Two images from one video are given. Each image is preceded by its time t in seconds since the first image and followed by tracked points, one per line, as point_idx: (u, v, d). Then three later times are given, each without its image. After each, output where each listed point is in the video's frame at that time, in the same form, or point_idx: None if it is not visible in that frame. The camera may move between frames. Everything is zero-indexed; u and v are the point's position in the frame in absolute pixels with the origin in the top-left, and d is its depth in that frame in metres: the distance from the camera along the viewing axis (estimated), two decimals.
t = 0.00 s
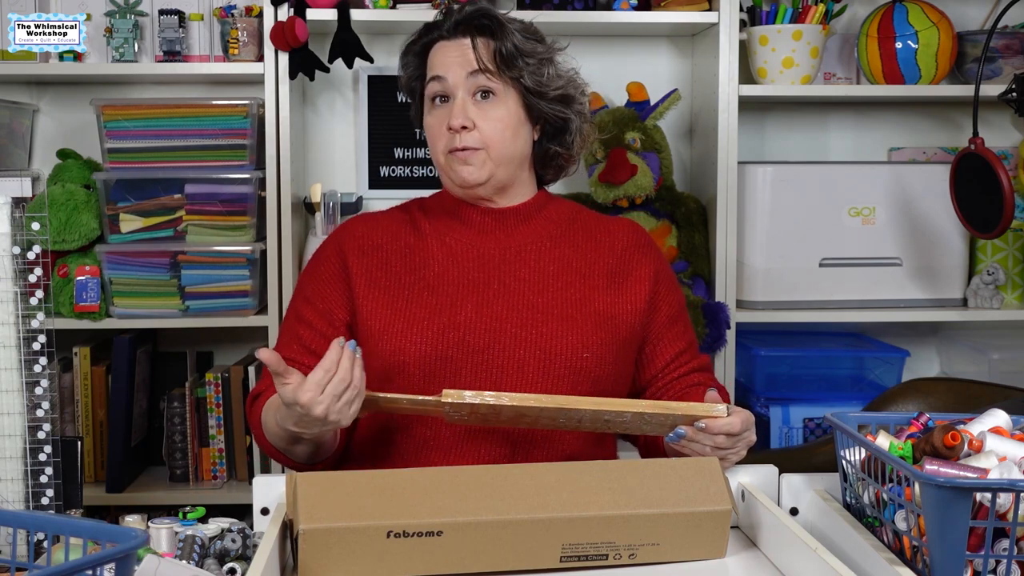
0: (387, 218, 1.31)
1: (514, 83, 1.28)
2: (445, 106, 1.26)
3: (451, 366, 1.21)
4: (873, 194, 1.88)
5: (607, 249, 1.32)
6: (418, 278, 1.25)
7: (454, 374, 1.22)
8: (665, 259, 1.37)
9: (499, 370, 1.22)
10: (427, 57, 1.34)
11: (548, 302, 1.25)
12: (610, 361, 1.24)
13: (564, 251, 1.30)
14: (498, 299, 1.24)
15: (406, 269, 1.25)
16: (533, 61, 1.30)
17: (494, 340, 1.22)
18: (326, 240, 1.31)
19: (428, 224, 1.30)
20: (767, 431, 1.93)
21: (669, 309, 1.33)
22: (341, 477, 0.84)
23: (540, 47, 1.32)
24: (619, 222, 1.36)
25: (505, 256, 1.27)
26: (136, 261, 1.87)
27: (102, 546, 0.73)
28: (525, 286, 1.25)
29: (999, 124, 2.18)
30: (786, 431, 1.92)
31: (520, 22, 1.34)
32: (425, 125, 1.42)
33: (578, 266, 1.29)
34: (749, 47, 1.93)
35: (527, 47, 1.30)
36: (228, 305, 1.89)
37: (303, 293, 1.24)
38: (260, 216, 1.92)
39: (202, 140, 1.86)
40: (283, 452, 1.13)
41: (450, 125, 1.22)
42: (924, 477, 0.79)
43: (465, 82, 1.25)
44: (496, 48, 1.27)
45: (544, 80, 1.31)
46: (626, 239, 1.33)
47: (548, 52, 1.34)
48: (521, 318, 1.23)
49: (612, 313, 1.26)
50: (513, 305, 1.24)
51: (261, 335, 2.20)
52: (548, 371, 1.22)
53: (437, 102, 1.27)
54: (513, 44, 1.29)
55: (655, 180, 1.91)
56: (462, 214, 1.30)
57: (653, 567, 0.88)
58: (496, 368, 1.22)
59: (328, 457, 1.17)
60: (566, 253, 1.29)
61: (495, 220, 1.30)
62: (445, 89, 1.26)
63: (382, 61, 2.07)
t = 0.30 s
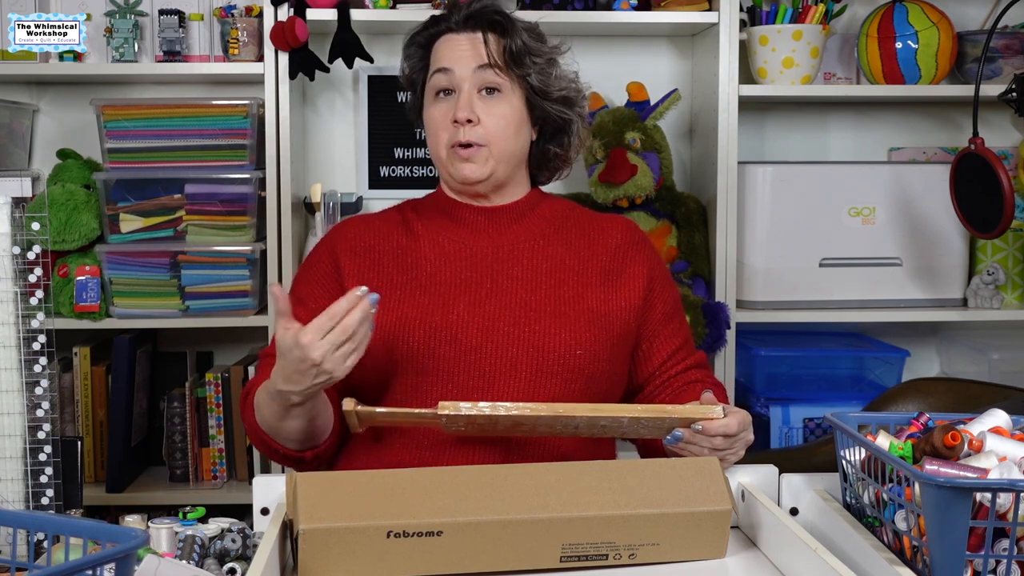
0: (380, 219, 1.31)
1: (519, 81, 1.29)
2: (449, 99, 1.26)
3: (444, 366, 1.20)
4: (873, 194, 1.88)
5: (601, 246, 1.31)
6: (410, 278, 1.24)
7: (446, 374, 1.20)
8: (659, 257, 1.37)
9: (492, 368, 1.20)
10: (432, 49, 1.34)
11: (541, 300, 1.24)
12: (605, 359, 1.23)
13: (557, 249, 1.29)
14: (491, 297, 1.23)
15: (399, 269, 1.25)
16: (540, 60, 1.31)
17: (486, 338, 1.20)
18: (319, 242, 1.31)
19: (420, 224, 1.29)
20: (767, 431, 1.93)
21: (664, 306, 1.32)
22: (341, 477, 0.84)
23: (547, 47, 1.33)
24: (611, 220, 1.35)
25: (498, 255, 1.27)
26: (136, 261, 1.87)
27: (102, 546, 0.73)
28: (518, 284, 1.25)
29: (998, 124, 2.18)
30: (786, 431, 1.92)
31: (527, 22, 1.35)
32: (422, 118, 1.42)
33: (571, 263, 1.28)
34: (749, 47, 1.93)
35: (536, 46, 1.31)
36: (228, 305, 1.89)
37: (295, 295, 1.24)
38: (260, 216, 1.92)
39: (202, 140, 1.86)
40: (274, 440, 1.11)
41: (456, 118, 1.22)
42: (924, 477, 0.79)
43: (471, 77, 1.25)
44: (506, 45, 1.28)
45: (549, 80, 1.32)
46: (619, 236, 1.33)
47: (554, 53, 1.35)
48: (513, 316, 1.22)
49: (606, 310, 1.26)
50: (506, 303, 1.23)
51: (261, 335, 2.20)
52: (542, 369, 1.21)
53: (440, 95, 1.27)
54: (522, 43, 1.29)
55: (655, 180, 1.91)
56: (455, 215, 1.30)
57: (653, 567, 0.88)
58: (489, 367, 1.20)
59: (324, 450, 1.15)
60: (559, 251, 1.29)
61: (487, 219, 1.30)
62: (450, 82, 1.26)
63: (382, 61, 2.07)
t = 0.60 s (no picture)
0: (378, 218, 1.30)
1: (518, 81, 1.29)
2: (448, 96, 1.26)
3: (444, 366, 1.19)
4: (873, 194, 1.88)
5: (599, 247, 1.31)
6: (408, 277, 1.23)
7: (446, 373, 1.20)
8: (657, 258, 1.38)
9: (491, 368, 1.20)
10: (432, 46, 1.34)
11: (540, 299, 1.24)
12: (603, 359, 1.23)
13: (556, 249, 1.29)
14: (490, 297, 1.23)
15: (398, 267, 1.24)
16: (541, 60, 1.32)
17: (486, 338, 1.20)
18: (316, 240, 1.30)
19: (418, 224, 1.29)
20: (767, 431, 1.93)
21: (662, 307, 1.32)
22: (341, 477, 0.84)
23: (547, 46, 1.33)
24: (609, 221, 1.35)
25: (497, 255, 1.26)
26: (136, 261, 1.87)
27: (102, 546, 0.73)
28: (517, 284, 1.25)
29: (998, 124, 2.18)
30: (786, 431, 1.92)
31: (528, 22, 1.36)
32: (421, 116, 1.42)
33: (570, 264, 1.28)
34: (749, 47, 1.93)
35: (536, 46, 1.31)
36: (228, 305, 1.89)
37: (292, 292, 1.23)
38: (260, 216, 1.92)
39: (202, 140, 1.86)
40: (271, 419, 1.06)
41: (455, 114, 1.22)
42: (924, 477, 0.79)
43: (471, 74, 1.26)
44: (506, 44, 1.28)
45: (549, 80, 1.32)
46: (617, 237, 1.33)
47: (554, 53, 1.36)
48: (512, 315, 1.22)
49: (604, 310, 1.26)
50: (505, 303, 1.23)
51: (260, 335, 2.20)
52: (541, 369, 1.21)
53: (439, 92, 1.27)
54: (523, 42, 1.30)
55: (655, 180, 1.91)
56: (455, 215, 1.29)
57: (653, 567, 0.88)
58: (488, 366, 1.20)
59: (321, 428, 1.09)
60: (557, 251, 1.29)
61: (486, 218, 1.30)
62: (449, 79, 1.26)
63: (382, 61, 2.07)
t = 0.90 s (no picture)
0: (386, 218, 1.30)
1: (515, 83, 1.28)
2: (446, 105, 1.26)
3: (450, 368, 1.20)
4: (873, 194, 1.88)
5: (605, 252, 1.31)
6: (417, 277, 1.24)
7: (452, 375, 1.21)
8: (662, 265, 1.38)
9: (497, 371, 1.21)
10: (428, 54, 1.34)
11: (547, 303, 1.24)
12: (609, 365, 1.24)
13: (562, 253, 1.29)
14: (498, 299, 1.23)
15: (405, 267, 1.24)
16: (536, 62, 1.30)
17: (493, 341, 1.21)
18: (323, 236, 1.30)
19: (426, 224, 1.29)
20: (767, 431, 1.93)
21: (666, 314, 1.33)
22: (341, 477, 0.84)
23: (542, 47, 1.32)
24: (616, 227, 1.35)
25: (505, 257, 1.26)
26: (136, 261, 1.87)
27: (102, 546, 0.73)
28: (523, 287, 1.25)
29: (998, 124, 2.18)
30: (786, 431, 1.92)
31: (522, 22, 1.34)
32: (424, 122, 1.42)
33: (576, 268, 1.28)
34: (749, 47, 1.93)
35: (530, 47, 1.30)
36: (229, 305, 1.89)
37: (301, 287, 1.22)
38: (260, 215, 1.92)
39: (202, 140, 1.86)
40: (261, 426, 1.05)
41: (453, 124, 1.22)
42: (924, 477, 0.79)
43: (467, 82, 1.25)
44: (499, 47, 1.27)
45: (546, 80, 1.31)
46: (623, 243, 1.33)
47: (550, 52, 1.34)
48: (520, 318, 1.22)
49: (610, 316, 1.26)
50: (512, 306, 1.23)
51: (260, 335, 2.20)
52: (548, 372, 1.21)
53: (437, 100, 1.27)
54: (516, 44, 1.29)
55: (655, 180, 1.91)
56: (463, 216, 1.29)
57: (653, 567, 0.88)
58: (494, 369, 1.21)
59: (315, 450, 1.12)
60: (564, 256, 1.29)
61: (493, 220, 1.29)
62: (446, 88, 1.26)
63: (382, 61, 2.07)
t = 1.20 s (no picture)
0: (386, 217, 1.30)
1: (518, 88, 1.28)
2: (448, 109, 1.25)
3: (447, 371, 1.21)
4: (873, 194, 1.88)
5: (605, 255, 1.31)
6: (415, 279, 1.24)
7: (450, 378, 1.21)
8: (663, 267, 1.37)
9: (495, 375, 1.21)
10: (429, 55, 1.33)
11: (546, 307, 1.24)
12: (607, 369, 1.24)
13: (562, 255, 1.29)
14: (496, 302, 1.23)
15: (404, 270, 1.24)
16: (539, 65, 1.30)
17: (491, 345, 1.21)
18: (322, 236, 1.30)
19: (425, 225, 1.28)
20: (767, 431, 1.93)
21: (666, 317, 1.33)
22: (340, 477, 0.84)
23: (545, 50, 1.32)
24: (616, 228, 1.35)
25: (504, 259, 1.26)
26: (136, 261, 1.87)
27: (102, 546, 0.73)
28: (522, 290, 1.25)
29: (998, 124, 2.18)
30: (786, 431, 1.92)
31: (525, 23, 1.33)
32: (424, 122, 1.42)
33: (575, 271, 1.28)
34: (749, 47, 1.93)
35: (533, 51, 1.29)
36: (229, 305, 1.89)
37: (299, 287, 1.22)
38: (260, 215, 1.92)
39: (202, 140, 1.86)
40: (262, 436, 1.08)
41: (455, 130, 1.22)
42: (924, 477, 0.79)
43: (469, 86, 1.25)
44: (502, 52, 1.27)
45: (549, 85, 1.31)
46: (624, 245, 1.33)
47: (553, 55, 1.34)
48: (519, 322, 1.22)
49: (610, 320, 1.26)
50: (510, 309, 1.23)
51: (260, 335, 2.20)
52: (546, 376, 1.21)
53: (438, 103, 1.26)
54: (519, 48, 1.28)
55: (655, 180, 1.91)
56: (462, 217, 1.29)
57: (653, 567, 0.88)
58: (492, 373, 1.21)
59: (321, 458, 1.13)
60: (563, 258, 1.29)
61: (492, 222, 1.29)
62: (448, 91, 1.25)
63: (382, 61, 2.07)
